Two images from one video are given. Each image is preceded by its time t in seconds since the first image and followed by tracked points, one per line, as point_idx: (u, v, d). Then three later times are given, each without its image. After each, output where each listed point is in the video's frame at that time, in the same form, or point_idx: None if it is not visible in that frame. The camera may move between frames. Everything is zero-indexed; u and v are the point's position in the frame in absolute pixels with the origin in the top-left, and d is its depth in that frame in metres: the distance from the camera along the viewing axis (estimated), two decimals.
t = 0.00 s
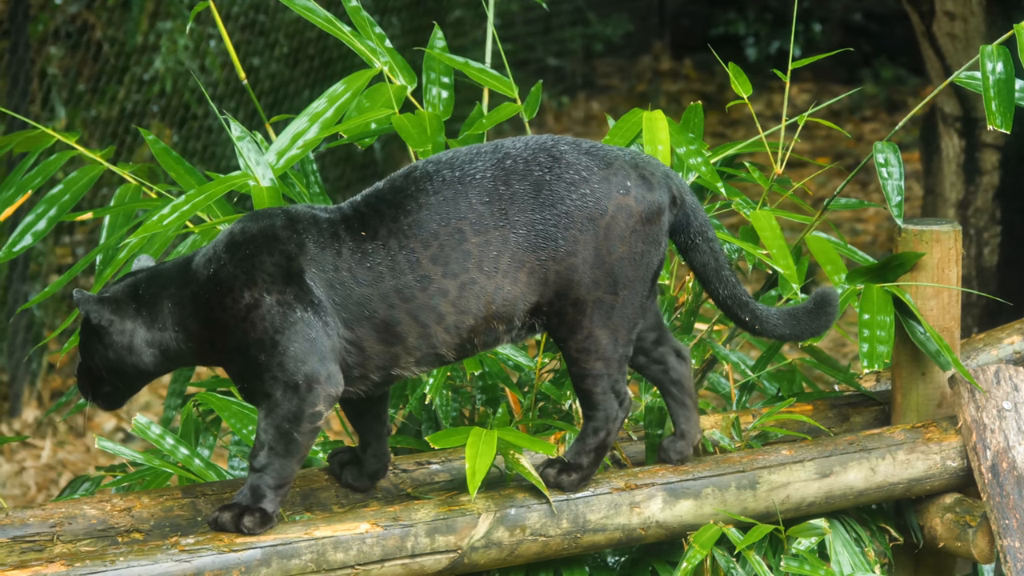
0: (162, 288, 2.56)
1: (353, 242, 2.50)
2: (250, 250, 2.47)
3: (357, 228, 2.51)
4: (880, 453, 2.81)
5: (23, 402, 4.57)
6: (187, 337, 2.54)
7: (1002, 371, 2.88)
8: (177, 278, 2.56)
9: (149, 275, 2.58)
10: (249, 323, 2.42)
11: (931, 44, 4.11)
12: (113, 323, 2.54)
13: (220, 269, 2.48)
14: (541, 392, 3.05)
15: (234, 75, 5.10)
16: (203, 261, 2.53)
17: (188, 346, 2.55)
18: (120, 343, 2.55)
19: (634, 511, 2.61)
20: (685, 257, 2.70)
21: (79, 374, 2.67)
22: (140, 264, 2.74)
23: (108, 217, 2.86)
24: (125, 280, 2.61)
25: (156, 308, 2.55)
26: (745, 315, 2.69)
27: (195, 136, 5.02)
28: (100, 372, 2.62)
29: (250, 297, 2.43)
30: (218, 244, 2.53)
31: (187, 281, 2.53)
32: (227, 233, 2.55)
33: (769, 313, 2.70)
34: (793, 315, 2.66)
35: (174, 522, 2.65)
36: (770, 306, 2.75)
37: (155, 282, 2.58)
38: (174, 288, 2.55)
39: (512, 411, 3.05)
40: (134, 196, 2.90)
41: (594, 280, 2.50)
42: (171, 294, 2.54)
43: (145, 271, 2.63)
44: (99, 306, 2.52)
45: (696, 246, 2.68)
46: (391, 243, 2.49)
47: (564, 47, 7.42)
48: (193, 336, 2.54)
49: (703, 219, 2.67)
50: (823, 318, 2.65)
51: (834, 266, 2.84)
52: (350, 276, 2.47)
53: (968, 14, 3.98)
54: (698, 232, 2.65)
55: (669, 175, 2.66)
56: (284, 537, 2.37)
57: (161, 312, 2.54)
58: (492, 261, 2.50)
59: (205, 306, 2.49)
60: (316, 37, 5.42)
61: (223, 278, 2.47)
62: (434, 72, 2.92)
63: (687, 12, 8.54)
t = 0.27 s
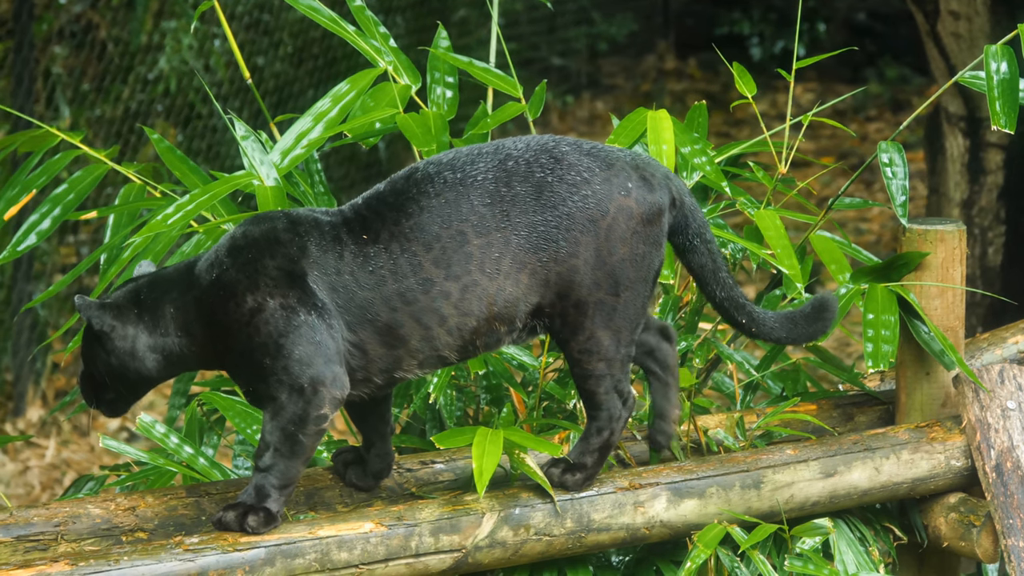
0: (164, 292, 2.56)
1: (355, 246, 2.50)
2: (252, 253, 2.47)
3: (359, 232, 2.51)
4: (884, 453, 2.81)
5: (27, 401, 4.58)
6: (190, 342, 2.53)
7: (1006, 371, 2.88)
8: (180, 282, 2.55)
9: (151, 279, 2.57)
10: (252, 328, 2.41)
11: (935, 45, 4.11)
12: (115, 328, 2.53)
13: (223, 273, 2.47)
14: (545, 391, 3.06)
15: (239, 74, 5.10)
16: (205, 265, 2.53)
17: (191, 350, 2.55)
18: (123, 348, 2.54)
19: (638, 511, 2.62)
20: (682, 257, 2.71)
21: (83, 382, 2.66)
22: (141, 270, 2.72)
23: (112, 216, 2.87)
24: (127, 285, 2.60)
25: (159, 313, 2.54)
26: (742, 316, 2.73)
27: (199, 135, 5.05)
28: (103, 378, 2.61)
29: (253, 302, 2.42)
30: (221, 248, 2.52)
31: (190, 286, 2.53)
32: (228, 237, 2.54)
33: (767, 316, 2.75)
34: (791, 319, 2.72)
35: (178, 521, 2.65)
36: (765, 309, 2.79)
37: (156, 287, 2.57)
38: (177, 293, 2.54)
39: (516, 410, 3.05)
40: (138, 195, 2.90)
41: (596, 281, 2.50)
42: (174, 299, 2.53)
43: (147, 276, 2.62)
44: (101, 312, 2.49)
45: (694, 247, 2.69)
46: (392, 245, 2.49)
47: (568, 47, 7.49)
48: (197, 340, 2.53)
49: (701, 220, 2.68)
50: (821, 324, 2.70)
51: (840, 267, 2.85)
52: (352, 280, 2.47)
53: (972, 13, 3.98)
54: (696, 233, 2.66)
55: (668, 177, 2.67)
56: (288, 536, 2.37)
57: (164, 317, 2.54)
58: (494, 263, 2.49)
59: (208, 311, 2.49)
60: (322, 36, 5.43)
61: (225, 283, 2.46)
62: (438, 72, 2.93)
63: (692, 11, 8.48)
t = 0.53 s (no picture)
0: (166, 299, 2.55)
1: (357, 249, 2.50)
2: (255, 258, 2.47)
3: (361, 235, 2.51)
4: (888, 452, 2.81)
5: (32, 400, 4.59)
6: (194, 348, 2.53)
7: (1011, 370, 2.88)
8: (182, 287, 2.54)
9: (153, 286, 2.56)
10: (257, 332, 2.41)
11: (939, 44, 4.11)
12: (119, 336, 2.51)
13: (226, 279, 2.47)
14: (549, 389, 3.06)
15: (243, 73, 5.10)
16: (208, 270, 2.52)
17: (195, 355, 2.54)
18: (126, 356, 2.53)
19: (642, 510, 2.61)
20: (678, 259, 2.71)
21: (87, 392, 2.64)
22: (141, 279, 2.71)
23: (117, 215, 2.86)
24: (129, 292, 2.59)
25: (162, 320, 2.53)
26: (735, 319, 2.72)
27: (203, 134, 5.06)
28: (108, 387, 2.60)
29: (257, 306, 2.42)
30: (223, 252, 2.52)
31: (193, 291, 2.52)
32: (230, 241, 2.53)
33: (762, 319, 2.72)
34: (782, 325, 2.68)
35: (183, 520, 2.65)
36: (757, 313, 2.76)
37: (158, 293, 2.56)
38: (180, 299, 2.53)
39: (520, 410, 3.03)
40: (142, 193, 2.90)
41: (598, 283, 2.50)
42: (176, 305, 2.53)
43: (149, 282, 2.61)
44: (103, 319, 2.50)
45: (690, 249, 2.69)
46: (394, 248, 2.49)
47: (573, 46, 7.48)
48: (200, 346, 2.53)
49: (697, 222, 2.70)
50: (811, 331, 2.66)
51: (845, 266, 2.82)
52: (355, 284, 2.47)
53: (977, 12, 3.98)
54: (693, 235, 2.67)
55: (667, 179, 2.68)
56: (292, 535, 2.37)
57: (167, 324, 2.53)
58: (496, 265, 2.49)
59: (211, 316, 2.48)
60: (326, 35, 5.44)
61: (229, 288, 2.46)
62: (442, 71, 2.93)
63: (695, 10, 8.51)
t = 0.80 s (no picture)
0: (167, 305, 2.53)
1: (358, 251, 2.49)
2: (256, 261, 2.46)
3: (362, 238, 2.51)
4: (892, 451, 2.81)
5: (36, 399, 4.60)
6: (197, 354, 2.51)
7: (1014, 369, 2.87)
8: (183, 292, 2.53)
9: (153, 292, 2.54)
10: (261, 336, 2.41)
11: (942, 43, 4.12)
12: (120, 345, 2.49)
13: (228, 284, 2.46)
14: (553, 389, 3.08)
15: (247, 72, 5.11)
16: (209, 275, 2.51)
17: (197, 360, 2.53)
18: (128, 364, 2.50)
19: (645, 509, 2.61)
20: (670, 260, 2.71)
21: (89, 403, 2.61)
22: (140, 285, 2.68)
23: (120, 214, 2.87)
24: (128, 300, 2.57)
25: (163, 327, 2.51)
26: (726, 322, 2.69)
27: (207, 133, 5.00)
28: (109, 396, 2.57)
29: (260, 310, 2.42)
30: (224, 257, 2.51)
31: (195, 297, 2.51)
32: (231, 245, 2.52)
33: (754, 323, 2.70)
34: (774, 330, 2.66)
35: (185, 518, 2.65)
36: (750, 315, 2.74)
37: (159, 300, 2.54)
38: (181, 304, 2.51)
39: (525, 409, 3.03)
40: (145, 192, 2.90)
41: (599, 285, 2.51)
42: (178, 311, 2.51)
43: (148, 289, 2.59)
44: (104, 328, 2.48)
45: (683, 251, 2.69)
46: (396, 250, 2.49)
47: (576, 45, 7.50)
48: (203, 351, 2.51)
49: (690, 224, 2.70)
50: (804, 338, 2.64)
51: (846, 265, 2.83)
52: (356, 286, 2.47)
53: (980, 12, 3.99)
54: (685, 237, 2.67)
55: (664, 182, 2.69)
56: (296, 535, 2.36)
57: (169, 331, 2.51)
58: (498, 266, 2.49)
59: (214, 322, 2.47)
60: (329, 34, 5.39)
61: (232, 293, 2.45)
62: (445, 69, 2.93)
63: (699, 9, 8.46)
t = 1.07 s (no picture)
0: (171, 310, 2.52)
1: (362, 254, 2.49)
2: (261, 265, 2.46)
3: (366, 240, 2.51)
4: (897, 450, 2.81)
5: (41, 398, 4.60)
6: (201, 358, 2.51)
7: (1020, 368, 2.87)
8: (187, 296, 2.53)
9: (156, 298, 2.53)
10: (267, 339, 2.41)
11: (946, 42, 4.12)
12: (124, 351, 2.48)
13: (233, 288, 2.46)
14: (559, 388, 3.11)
15: (252, 71, 5.11)
16: (213, 278, 2.51)
17: (200, 364, 2.52)
18: (132, 371, 2.49)
19: (650, 508, 2.61)
20: (666, 264, 2.72)
21: (93, 410, 2.60)
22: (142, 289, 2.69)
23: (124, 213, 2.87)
24: (130, 306, 2.56)
25: (167, 332, 2.50)
26: (722, 327, 2.72)
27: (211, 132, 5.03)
28: (113, 403, 2.56)
29: (265, 315, 2.42)
30: (228, 262, 2.50)
31: (198, 301, 2.50)
32: (234, 249, 2.52)
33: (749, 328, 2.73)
34: (770, 335, 2.70)
35: (191, 518, 2.65)
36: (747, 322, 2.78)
37: (162, 305, 2.54)
38: (185, 309, 2.51)
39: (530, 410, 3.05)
40: (150, 192, 2.90)
41: (602, 287, 2.51)
42: (182, 316, 2.51)
43: (151, 295, 2.58)
44: (107, 335, 2.45)
45: (678, 256, 2.70)
46: (400, 252, 2.49)
47: (580, 44, 7.54)
48: (207, 355, 2.51)
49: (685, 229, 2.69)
50: (797, 343, 2.67)
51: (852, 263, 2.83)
52: (360, 289, 2.47)
53: (984, 11, 3.99)
54: (681, 242, 2.67)
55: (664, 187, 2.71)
56: (301, 534, 2.36)
57: (173, 336, 2.50)
58: (502, 268, 2.50)
59: (218, 325, 2.47)
60: (333, 33, 5.39)
61: (236, 297, 2.45)
62: (450, 69, 2.93)
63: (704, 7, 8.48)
